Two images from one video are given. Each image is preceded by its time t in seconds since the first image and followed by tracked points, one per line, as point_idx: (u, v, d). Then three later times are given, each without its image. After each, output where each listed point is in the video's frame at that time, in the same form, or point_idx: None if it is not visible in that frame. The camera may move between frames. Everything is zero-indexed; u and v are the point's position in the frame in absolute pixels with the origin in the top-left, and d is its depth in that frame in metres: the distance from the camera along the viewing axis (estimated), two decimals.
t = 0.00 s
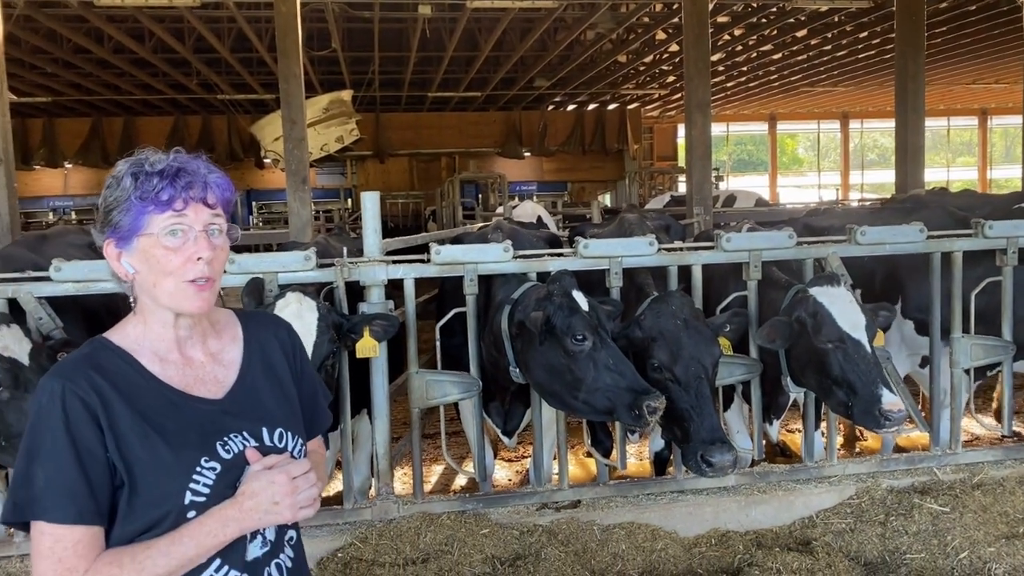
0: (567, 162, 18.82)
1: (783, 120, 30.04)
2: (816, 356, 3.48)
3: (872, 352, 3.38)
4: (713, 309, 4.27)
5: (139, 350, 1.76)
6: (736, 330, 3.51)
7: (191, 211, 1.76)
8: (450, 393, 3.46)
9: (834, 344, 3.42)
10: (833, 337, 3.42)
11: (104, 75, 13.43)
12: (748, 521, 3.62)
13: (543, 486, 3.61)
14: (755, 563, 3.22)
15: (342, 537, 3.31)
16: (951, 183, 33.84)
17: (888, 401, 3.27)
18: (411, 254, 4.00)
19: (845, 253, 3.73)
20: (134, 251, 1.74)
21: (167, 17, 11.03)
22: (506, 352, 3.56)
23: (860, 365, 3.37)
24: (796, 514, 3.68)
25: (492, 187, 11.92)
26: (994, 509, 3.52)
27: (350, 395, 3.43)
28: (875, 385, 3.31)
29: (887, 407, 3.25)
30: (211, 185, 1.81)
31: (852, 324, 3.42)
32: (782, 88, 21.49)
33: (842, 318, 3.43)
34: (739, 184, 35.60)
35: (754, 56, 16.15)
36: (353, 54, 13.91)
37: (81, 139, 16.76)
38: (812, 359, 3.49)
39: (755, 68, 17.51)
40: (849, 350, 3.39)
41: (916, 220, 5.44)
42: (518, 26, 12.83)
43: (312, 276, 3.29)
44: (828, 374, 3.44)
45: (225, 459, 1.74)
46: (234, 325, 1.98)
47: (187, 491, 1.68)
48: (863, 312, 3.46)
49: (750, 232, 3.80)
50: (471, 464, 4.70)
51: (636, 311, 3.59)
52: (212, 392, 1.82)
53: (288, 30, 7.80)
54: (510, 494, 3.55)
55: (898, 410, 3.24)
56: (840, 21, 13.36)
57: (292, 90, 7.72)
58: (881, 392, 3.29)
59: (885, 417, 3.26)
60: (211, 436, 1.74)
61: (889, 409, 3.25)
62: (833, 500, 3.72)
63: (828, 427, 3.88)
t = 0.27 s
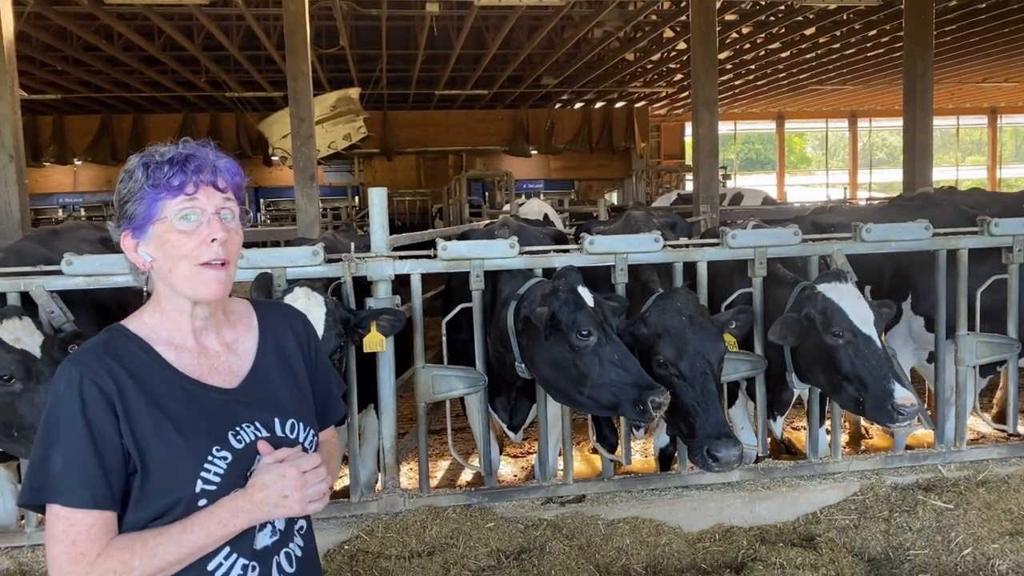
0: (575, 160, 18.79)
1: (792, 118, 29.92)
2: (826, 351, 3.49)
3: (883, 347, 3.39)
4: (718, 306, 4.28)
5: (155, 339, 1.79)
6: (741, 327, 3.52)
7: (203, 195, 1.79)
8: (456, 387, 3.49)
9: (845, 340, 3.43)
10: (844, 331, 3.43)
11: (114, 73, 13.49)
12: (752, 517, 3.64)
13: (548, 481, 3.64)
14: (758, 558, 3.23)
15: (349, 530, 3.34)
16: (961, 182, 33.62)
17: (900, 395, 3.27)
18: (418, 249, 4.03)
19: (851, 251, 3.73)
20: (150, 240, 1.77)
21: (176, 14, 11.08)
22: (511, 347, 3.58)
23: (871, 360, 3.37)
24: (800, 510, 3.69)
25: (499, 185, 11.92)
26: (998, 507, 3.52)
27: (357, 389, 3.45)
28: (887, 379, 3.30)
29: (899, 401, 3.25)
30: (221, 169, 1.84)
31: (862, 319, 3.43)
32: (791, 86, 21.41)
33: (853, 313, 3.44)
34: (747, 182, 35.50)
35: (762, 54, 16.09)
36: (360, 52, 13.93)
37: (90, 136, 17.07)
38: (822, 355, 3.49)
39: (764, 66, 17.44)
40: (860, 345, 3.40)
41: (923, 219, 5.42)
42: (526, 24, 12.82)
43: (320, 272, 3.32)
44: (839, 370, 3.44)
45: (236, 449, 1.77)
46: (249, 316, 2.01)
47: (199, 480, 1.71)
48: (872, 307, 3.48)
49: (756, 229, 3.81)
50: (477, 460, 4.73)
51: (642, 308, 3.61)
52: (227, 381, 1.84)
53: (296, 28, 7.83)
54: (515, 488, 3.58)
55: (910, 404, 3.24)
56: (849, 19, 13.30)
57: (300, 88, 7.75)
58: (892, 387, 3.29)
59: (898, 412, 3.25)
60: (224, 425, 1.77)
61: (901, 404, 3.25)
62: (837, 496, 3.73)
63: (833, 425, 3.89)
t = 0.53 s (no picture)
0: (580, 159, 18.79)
1: (797, 118, 29.88)
2: (842, 350, 3.49)
3: (899, 344, 3.41)
4: (722, 305, 4.29)
5: (167, 336, 1.81)
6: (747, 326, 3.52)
7: (216, 191, 1.81)
8: (461, 385, 3.50)
9: (862, 337, 3.42)
10: (861, 329, 3.42)
11: (120, 71, 13.54)
12: (756, 516, 3.64)
13: (552, 479, 3.64)
14: (762, 557, 3.24)
15: (354, 526, 3.36)
16: (967, 182, 33.55)
17: (921, 393, 3.30)
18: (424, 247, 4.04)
19: (856, 250, 3.73)
20: (163, 235, 1.78)
21: (183, 12, 11.12)
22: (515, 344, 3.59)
23: (888, 357, 3.38)
24: (805, 509, 3.69)
25: (504, 183, 11.93)
26: (1003, 507, 3.52)
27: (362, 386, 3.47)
28: (906, 376, 3.33)
29: (920, 398, 3.28)
30: (233, 165, 1.85)
31: (878, 317, 3.44)
32: (796, 86, 21.38)
33: (868, 311, 3.44)
34: (752, 182, 35.48)
35: (768, 54, 16.08)
36: (366, 50, 13.96)
37: (96, 133, 17.12)
38: (837, 353, 3.49)
39: (770, 65, 17.43)
40: (877, 343, 3.40)
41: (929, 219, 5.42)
42: (532, 23, 12.83)
43: (326, 269, 3.33)
44: (855, 368, 3.44)
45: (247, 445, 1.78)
46: (261, 310, 2.02)
47: (209, 476, 1.72)
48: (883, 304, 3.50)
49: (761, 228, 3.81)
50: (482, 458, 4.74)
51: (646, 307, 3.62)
52: (238, 377, 1.85)
53: (302, 26, 7.86)
54: (519, 486, 3.58)
55: (930, 401, 3.28)
56: (855, 18, 13.28)
57: (306, 86, 7.78)
58: (912, 385, 3.32)
59: (919, 409, 3.29)
60: (234, 422, 1.78)
61: (921, 401, 3.28)
62: (841, 495, 3.73)
63: (837, 424, 3.89)
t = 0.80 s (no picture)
0: (584, 157, 18.78)
1: (802, 117, 29.84)
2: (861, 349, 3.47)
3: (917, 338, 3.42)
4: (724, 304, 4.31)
5: (175, 332, 1.83)
6: (751, 325, 3.52)
7: (224, 189, 1.82)
8: (465, 381, 3.52)
9: (883, 334, 3.41)
10: (883, 326, 3.41)
11: (126, 68, 13.59)
12: (758, 514, 3.66)
13: (556, 475, 3.66)
14: (765, 554, 3.25)
15: (358, 522, 3.38)
16: (972, 181, 33.47)
17: (946, 384, 3.31)
18: (428, 245, 4.05)
19: (859, 249, 3.74)
20: (170, 232, 1.80)
21: (188, 10, 11.15)
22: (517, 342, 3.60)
23: (910, 352, 3.38)
24: (807, 507, 3.70)
25: (508, 181, 11.94)
26: (1005, 506, 3.52)
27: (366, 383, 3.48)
28: (930, 369, 3.33)
29: (946, 390, 3.28)
30: (243, 165, 1.86)
31: (895, 312, 3.45)
32: (801, 85, 21.35)
33: (886, 307, 3.45)
34: (756, 181, 35.47)
35: (773, 52, 16.05)
36: (371, 48, 13.99)
37: (101, 130, 17.05)
38: (857, 351, 3.47)
39: (775, 63, 17.41)
40: (898, 339, 3.39)
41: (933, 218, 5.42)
42: (536, 21, 12.84)
43: (331, 265, 3.35)
44: (875, 366, 3.42)
45: (254, 441, 1.79)
46: (268, 306, 2.03)
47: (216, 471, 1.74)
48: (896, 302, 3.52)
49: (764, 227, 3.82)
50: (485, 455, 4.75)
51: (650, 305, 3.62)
52: (246, 372, 1.86)
53: (308, 24, 7.88)
54: (522, 482, 3.60)
55: (956, 392, 3.28)
56: (860, 17, 13.26)
57: (311, 83, 7.80)
58: (937, 377, 3.32)
59: (946, 401, 3.29)
60: (242, 417, 1.79)
61: (948, 393, 3.29)
62: (844, 494, 3.74)
63: (840, 423, 3.89)
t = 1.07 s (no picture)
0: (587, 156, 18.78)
1: (806, 116, 29.77)
2: (875, 347, 3.48)
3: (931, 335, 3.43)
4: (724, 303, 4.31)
5: (173, 329, 1.84)
6: (751, 324, 3.52)
7: (224, 189, 1.83)
8: (465, 380, 3.53)
9: (899, 333, 3.42)
10: (898, 326, 3.42)
11: (130, 66, 13.61)
12: (758, 513, 3.66)
13: (555, 473, 3.67)
14: (764, 553, 3.26)
15: (358, 520, 3.39)
16: (976, 181, 33.36)
17: (961, 379, 3.33)
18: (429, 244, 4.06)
19: (860, 249, 3.74)
20: (168, 228, 1.81)
21: (192, 8, 11.16)
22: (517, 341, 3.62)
23: (925, 350, 3.39)
24: (806, 506, 3.71)
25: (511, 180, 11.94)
26: (1005, 506, 3.52)
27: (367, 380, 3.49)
28: (946, 365, 3.35)
29: (963, 384, 3.31)
30: (244, 165, 1.88)
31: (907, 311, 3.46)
32: (805, 84, 21.31)
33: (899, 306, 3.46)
34: (760, 180, 35.40)
35: (778, 51, 16.02)
36: (375, 47, 13.99)
37: (106, 128, 17.07)
38: (871, 350, 3.48)
39: (779, 63, 17.37)
40: (914, 337, 3.40)
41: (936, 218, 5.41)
42: (540, 19, 12.82)
43: (332, 264, 3.37)
44: (891, 365, 3.43)
45: (251, 438, 1.81)
46: (266, 303, 2.04)
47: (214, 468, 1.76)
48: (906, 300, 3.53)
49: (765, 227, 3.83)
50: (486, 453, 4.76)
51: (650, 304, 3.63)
52: (243, 369, 1.88)
53: (311, 23, 7.89)
54: (522, 481, 3.61)
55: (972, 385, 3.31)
56: (865, 16, 13.23)
57: (314, 82, 7.81)
58: (952, 372, 3.34)
59: (964, 395, 3.31)
60: (239, 414, 1.81)
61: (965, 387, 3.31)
62: (844, 493, 3.75)
63: (840, 423, 3.89)
